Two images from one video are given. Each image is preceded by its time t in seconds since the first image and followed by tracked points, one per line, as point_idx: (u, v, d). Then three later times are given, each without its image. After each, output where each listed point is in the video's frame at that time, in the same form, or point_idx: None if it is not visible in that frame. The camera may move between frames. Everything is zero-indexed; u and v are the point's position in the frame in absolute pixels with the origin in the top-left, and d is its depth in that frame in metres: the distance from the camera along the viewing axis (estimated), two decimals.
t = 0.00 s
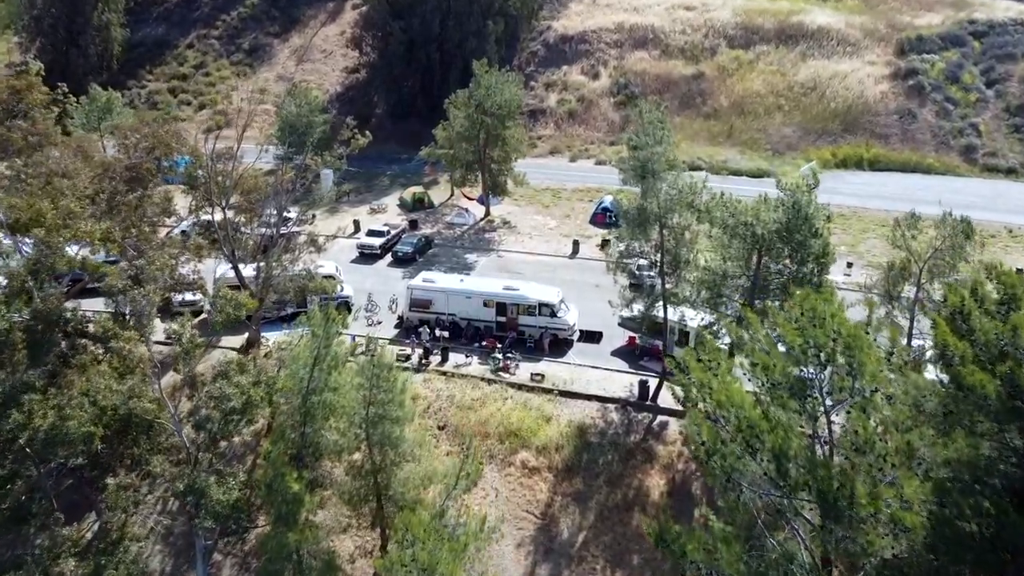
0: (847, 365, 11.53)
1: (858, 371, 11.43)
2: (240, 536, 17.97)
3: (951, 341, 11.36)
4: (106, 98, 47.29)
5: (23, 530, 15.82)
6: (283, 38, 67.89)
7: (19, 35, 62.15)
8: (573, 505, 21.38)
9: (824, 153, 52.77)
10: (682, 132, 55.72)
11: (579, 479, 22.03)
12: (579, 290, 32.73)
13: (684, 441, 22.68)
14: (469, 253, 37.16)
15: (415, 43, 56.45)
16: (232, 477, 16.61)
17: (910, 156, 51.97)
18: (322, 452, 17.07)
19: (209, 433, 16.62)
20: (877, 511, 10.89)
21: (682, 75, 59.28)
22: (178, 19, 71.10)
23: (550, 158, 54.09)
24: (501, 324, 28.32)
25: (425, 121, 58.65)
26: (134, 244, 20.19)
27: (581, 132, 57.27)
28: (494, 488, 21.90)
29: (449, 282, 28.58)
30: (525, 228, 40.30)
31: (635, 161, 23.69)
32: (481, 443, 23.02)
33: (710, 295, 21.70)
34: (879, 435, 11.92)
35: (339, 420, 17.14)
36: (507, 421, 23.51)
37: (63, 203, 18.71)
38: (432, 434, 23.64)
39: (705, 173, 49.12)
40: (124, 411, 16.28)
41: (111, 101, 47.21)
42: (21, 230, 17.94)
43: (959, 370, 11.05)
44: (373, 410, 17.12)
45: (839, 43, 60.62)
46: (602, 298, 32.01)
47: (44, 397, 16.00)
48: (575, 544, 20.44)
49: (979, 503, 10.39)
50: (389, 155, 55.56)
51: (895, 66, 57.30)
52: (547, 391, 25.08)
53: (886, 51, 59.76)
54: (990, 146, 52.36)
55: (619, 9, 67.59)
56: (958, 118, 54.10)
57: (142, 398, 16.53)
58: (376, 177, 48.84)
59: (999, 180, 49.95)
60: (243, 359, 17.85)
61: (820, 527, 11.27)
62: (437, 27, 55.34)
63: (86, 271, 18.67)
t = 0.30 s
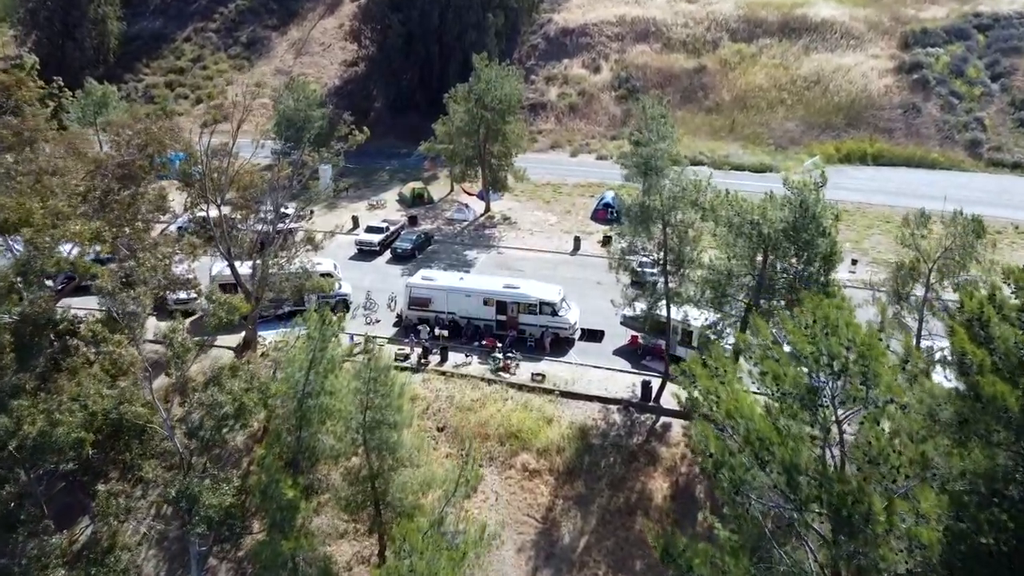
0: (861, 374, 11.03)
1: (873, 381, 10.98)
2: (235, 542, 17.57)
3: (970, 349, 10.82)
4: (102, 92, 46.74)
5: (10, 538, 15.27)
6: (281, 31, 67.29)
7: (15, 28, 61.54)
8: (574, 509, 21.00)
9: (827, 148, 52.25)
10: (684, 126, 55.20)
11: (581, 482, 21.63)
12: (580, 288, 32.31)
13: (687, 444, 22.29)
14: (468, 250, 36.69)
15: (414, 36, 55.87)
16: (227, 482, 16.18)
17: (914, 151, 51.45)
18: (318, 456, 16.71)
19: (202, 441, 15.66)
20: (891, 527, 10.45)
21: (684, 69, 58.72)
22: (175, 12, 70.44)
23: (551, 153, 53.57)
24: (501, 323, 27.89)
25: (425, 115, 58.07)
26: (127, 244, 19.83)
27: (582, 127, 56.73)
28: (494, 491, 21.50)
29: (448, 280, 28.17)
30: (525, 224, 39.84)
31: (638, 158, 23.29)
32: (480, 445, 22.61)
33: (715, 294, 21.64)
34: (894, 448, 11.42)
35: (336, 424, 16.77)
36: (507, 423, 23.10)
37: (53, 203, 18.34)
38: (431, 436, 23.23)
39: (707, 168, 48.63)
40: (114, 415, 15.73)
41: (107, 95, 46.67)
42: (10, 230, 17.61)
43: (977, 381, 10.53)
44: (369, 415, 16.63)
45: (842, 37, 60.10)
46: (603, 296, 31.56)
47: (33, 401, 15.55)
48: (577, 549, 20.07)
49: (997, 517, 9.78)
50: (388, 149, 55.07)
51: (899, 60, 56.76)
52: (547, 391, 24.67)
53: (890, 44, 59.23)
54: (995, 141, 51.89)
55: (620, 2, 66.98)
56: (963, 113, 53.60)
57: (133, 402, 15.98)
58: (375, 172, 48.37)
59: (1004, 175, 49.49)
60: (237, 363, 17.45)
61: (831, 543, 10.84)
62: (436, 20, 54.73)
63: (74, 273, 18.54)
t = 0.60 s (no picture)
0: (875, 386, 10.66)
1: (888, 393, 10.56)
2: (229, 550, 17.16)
3: (988, 358, 10.40)
4: (98, 87, 46.28)
5: None
6: (280, 24, 66.72)
7: (11, 21, 60.99)
8: (576, 513, 20.62)
9: (831, 143, 51.72)
10: (686, 120, 54.65)
11: (583, 486, 21.27)
12: (581, 286, 31.89)
13: (690, 446, 21.91)
14: (468, 247, 36.23)
15: (413, 29, 55.32)
16: (221, 487, 15.78)
17: (919, 145, 50.90)
18: (314, 462, 16.26)
19: (194, 449, 15.43)
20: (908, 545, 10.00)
21: (686, 62, 58.19)
22: (173, 5, 69.87)
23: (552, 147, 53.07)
24: (501, 322, 27.48)
25: (424, 110, 57.52)
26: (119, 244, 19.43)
27: (583, 121, 56.23)
28: (494, 495, 21.09)
29: (448, 279, 27.78)
30: (526, 221, 39.38)
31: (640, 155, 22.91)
32: (480, 448, 22.25)
33: (719, 294, 21.33)
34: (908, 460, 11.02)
35: (333, 430, 16.32)
36: (508, 425, 22.72)
37: (42, 203, 17.92)
38: (431, 439, 22.81)
39: (709, 164, 48.13)
40: (104, 422, 15.47)
41: (103, 90, 46.21)
42: None
43: (997, 393, 10.12)
44: (366, 421, 16.09)
45: (846, 30, 59.56)
46: (605, 295, 31.12)
47: (21, 407, 15.25)
48: (579, 555, 19.68)
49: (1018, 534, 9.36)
50: (388, 144, 54.57)
51: (903, 53, 56.20)
52: (549, 392, 24.27)
53: (894, 38, 58.70)
54: (1000, 136, 51.37)
55: None
56: (968, 107, 53.03)
57: (124, 408, 15.72)
58: (374, 167, 47.91)
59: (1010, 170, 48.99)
60: (231, 367, 17.08)
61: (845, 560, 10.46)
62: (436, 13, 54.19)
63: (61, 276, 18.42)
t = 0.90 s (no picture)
0: (892, 399, 10.24)
1: (905, 406, 10.13)
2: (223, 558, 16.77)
3: (1009, 370, 10.03)
4: (95, 81, 45.79)
5: None
6: (278, 17, 66.11)
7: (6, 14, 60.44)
8: (578, 518, 20.24)
9: (835, 137, 51.18)
10: (688, 115, 54.12)
11: (584, 490, 20.90)
12: (582, 284, 31.48)
13: (694, 449, 21.53)
14: (468, 243, 35.80)
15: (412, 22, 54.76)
16: (214, 494, 15.38)
17: (923, 140, 50.37)
18: (311, 467, 15.93)
19: (185, 458, 15.31)
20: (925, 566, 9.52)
21: (688, 56, 57.66)
22: None
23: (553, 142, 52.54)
24: (501, 321, 27.07)
25: (424, 104, 56.96)
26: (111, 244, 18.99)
27: (584, 115, 55.71)
28: (494, 499, 20.73)
29: (448, 277, 27.34)
30: (526, 217, 38.91)
31: (643, 151, 22.45)
32: (480, 451, 21.92)
33: (724, 294, 20.95)
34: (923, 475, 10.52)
35: (329, 436, 15.91)
36: (508, 427, 22.34)
37: (30, 201, 17.45)
38: (430, 441, 22.51)
39: (711, 159, 47.65)
40: (95, 428, 15.18)
41: (99, 84, 45.73)
42: None
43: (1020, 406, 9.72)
44: (363, 427, 15.54)
45: (850, 23, 59.05)
46: (607, 293, 30.73)
47: (10, 413, 14.98)
48: (581, 560, 19.33)
49: None
50: (387, 139, 54.06)
51: (908, 47, 55.66)
52: (550, 394, 23.88)
53: (898, 31, 58.17)
54: (1006, 130, 50.85)
55: None
56: (973, 101, 52.48)
57: (114, 413, 15.43)
58: (373, 162, 47.42)
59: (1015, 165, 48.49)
60: (225, 372, 16.64)
61: None
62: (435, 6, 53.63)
63: (50, 278, 18.09)
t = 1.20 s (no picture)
0: (910, 413, 9.64)
1: (924, 421, 9.52)
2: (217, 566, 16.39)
3: None
4: (90, 75, 45.33)
5: None
6: (276, 10, 65.53)
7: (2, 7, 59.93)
8: (579, 522, 19.88)
9: (838, 132, 50.62)
10: (690, 109, 53.58)
11: (586, 494, 20.51)
12: (583, 282, 31.08)
13: (698, 452, 21.12)
14: (468, 240, 35.36)
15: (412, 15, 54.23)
16: (208, 501, 14.96)
17: (928, 135, 49.82)
18: (308, 474, 15.57)
19: (177, 467, 14.77)
20: None
21: (690, 49, 57.16)
22: None
23: (553, 136, 51.99)
24: (502, 320, 26.67)
25: (423, 98, 56.42)
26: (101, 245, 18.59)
27: (585, 110, 55.18)
28: (494, 504, 20.35)
29: (447, 275, 26.93)
30: (527, 213, 38.43)
31: (646, 148, 22.06)
32: (480, 454, 21.54)
33: (728, 294, 20.58)
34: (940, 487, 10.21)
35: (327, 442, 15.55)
36: (509, 429, 21.95)
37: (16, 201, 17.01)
38: (430, 443, 22.16)
39: (713, 154, 47.16)
40: (84, 435, 14.75)
41: (95, 78, 45.25)
42: None
43: None
44: (359, 433, 15.08)
45: (853, 17, 58.52)
46: (608, 291, 30.31)
47: None
48: (583, 566, 19.01)
49: None
50: (386, 133, 53.52)
51: (912, 41, 55.15)
52: (551, 395, 23.51)
53: (902, 24, 57.67)
54: (1011, 125, 50.33)
55: None
56: (978, 95, 51.93)
57: (105, 419, 14.99)
58: (371, 158, 46.93)
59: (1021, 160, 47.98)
60: (218, 377, 16.24)
61: None
62: None
63: (35, 279, 17.69)
